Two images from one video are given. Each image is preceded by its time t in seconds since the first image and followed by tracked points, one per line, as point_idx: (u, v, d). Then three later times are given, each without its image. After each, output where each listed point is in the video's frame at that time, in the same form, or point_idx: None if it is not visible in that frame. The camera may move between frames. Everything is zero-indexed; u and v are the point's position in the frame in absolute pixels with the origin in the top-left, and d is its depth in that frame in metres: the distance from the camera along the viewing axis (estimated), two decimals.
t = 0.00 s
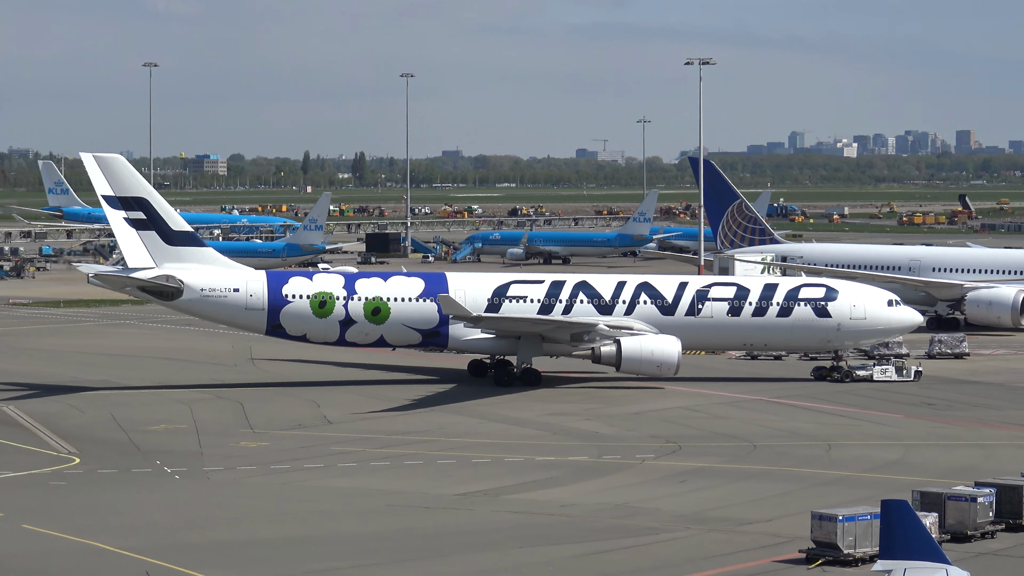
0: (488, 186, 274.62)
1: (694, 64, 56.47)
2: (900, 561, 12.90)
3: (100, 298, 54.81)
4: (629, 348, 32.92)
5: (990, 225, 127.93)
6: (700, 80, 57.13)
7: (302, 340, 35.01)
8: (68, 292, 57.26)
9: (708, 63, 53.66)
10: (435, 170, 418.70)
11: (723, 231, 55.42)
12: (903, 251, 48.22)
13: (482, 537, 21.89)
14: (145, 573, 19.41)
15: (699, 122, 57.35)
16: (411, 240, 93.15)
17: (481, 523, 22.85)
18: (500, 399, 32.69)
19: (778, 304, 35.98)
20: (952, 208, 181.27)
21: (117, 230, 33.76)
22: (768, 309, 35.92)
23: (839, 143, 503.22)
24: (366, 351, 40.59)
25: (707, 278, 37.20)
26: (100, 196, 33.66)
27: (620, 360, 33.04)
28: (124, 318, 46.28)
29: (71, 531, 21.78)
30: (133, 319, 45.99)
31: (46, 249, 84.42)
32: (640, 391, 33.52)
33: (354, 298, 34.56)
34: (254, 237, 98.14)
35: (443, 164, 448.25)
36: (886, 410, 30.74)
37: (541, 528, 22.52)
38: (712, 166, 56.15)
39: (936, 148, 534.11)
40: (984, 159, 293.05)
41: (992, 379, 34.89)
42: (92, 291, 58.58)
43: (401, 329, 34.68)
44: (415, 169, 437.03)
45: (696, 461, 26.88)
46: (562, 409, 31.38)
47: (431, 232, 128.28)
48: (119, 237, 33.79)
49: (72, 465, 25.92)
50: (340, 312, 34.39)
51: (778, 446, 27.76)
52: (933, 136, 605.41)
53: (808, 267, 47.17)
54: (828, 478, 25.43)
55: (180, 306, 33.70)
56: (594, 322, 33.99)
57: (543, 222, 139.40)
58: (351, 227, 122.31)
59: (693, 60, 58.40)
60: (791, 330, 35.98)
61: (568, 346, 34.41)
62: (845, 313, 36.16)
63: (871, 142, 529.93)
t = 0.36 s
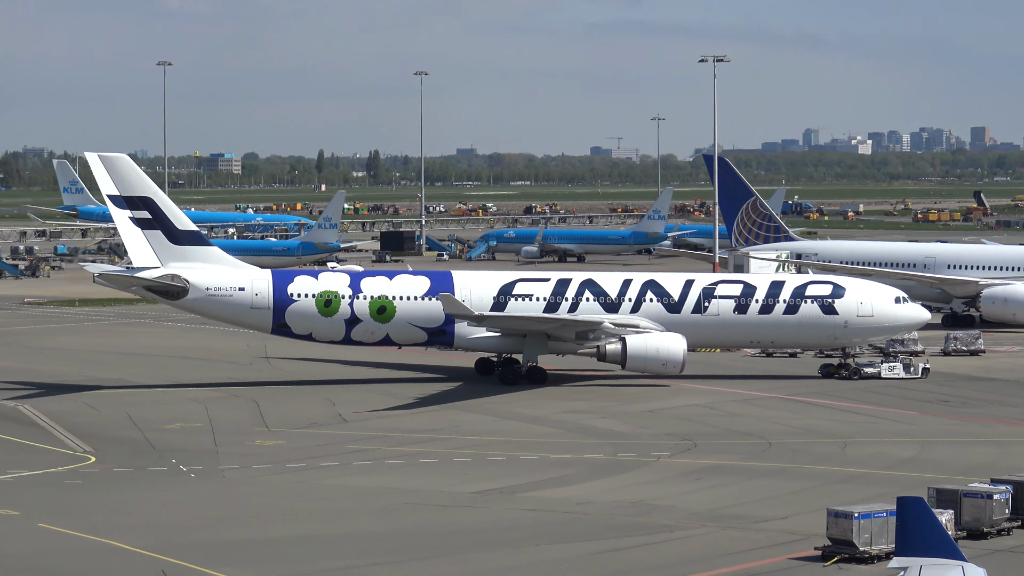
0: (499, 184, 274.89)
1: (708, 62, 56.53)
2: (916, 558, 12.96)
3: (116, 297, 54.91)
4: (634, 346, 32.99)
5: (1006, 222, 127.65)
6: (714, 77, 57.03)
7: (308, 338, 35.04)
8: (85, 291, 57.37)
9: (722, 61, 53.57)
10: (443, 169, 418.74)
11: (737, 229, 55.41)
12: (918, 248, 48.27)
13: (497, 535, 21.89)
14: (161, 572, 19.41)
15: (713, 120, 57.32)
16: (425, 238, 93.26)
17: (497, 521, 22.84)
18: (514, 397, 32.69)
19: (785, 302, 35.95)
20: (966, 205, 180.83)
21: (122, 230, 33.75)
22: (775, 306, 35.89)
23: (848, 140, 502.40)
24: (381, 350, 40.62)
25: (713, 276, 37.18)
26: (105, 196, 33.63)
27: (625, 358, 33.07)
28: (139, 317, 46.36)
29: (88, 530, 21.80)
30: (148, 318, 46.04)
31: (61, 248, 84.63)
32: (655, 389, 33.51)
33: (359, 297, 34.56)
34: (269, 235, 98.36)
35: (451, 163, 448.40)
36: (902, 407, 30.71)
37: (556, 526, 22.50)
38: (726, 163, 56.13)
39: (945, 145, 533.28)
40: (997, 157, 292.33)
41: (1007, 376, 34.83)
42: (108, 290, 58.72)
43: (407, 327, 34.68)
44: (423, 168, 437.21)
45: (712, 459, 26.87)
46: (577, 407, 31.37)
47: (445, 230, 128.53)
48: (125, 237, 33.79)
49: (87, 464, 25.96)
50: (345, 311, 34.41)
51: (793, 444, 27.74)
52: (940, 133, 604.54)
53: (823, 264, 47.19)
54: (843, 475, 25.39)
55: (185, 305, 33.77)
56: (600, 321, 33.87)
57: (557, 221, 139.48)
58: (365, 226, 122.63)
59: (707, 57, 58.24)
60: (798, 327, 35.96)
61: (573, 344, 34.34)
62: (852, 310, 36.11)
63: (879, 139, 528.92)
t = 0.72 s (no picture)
0: (511, 180, 274.89)
1: (725, 59, 56.39)
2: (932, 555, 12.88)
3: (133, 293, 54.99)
4: (640, 343, 33.17)
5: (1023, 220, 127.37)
6: (731, 74, 56.85)
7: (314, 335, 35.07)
8: (102, 288, 57.47)
9: (739, 58, 53.52)
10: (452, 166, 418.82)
11: (754, 226, 55.45)
12: (935, 246, 48.26)
13: (513, 532, 21.89)
14: (177, 568, 19.44)
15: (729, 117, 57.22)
16: (442, 236, 93.20)
17: (514, 518, 22.84)
18: (529, 394, 32.70)
19: (792, 299, 35.90)
20: (982, 202, 180.34)
21: (129, 227, 33.82)
22: (782, 304, 35.86)
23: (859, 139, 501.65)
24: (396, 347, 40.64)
25: (721, 273, 37.15)
26: (111, 193, 33.70)
27: (631, 355, 33.23)
28: (155, 313, 46.41)
29: (104, 526, 21.83)
30: (164, 315, 46.10)
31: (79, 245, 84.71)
32: (671, 386, 33.48)
33: (366, 294, 34.56)
34: (285, 232, 98.56)
35: (461, 161, 448.42)
36: (918, 405, 30.69)
37: (571, 523, 22.50)
38: (742, 161, 56.09)
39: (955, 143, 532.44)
40: (1011, 154, 291.66)
41: None
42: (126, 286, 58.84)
43: (413, 324, 34.70)
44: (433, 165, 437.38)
45: (728, 456, 26.85)
46: (593, 404, 31.38)
47: (461, 227, 128.62)
48: (132, 233, 33.86)
49: (103, 461, 25.99)
50: (352, 307, 34.40)
51: (809, 441, 27.71)
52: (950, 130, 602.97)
53: (839, 261, 47.18)
54: (859, 472, 25.37)
55: (193, 303, 33.79)
56: (606, 318, 33.81)
57: (572, 218, 139.47)
58: (381, 222, 122.75)
59: (725, 54, 57.96)
60: (806, 324, 35.93)
61: (580, 341, 34.32)
62: (860, 307, 36.06)
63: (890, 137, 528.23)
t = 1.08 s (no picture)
0: (523, 180, 274.76)
1: (740, 59, 56.38)
2: (947, 556, 12.91)
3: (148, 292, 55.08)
4: (645, 344, 33.06)
5: None
6: (746, 75, 56.79)
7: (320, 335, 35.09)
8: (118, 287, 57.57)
9: (753, 58, 53.49)
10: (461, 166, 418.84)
11: (769, 226, 55.47)
12: (950, 247, 48.20)
13: (528, 532, 21.88)
14: (192, 568, 19.45)
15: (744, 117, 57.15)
16: (457, 235, 93.31)
17: (528, 518, 22.84)
18: (544, 394, 32.73)
19: (799, 300, 35.88)
20: (997, 203, 179.77)
21: (134, 227, 33.84)
22: (789, 305, 35.84)
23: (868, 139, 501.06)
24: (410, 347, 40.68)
25: (727, 274, 37.09)
26: (117, 192, 33.63)
27: (636, 356, 33.13)
28: (170, 313, 46.47)
29: (119, 525, 21.86)
30: (179, 314, 46.15)
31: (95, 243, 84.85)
32: (685, 387, 33.48)
33: (371, 294, 34.60)
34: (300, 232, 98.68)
35: (470, 161, 448.55)
36: (933, 406, 30.66)
37: (586, 523, 22.51)
38: (758, 161, 56.06)
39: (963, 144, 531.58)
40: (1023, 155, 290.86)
41: None
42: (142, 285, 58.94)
43: (419, 324, 34.71)
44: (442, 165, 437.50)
45: (742, 457, 26.84)
46: (608, 405, 31.37)
47: (476, 227, 128.70)
48: (137, 233, 33.90)
49: (118, 460, 26.02)
50: (357, 307, 34.46)
51: (824, 442, 27.70)
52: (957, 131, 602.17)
53: (854, 262, 47.17)
54: (874, 473, 25.34)
55: (198, 302, 33.88)
56: (610, 318, 33.78)
57: (587, 218, 139.43)
58: (396, 222, 122.90)
59: (741, 54, 57.87)
60: (813, 325, 35.91)
61: (585, 342, 34.35)
62: (867, 308, 36.03)
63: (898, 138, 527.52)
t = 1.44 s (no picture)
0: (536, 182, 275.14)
1: (756, 62, 56.61)
2: (962, 560, 12.91)
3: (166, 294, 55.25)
4: (649, 347, 32.98)
5: None
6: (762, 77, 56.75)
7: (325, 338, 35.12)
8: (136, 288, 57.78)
9: (769, 62, 53.52)
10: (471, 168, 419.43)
11: (785, 229, 55.46)
12: (966, 250, 48.00)
13: (542, 535, 21.85)
14: (206, 569, 19.45)
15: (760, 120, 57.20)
16: (472, 238, 93.47)
17: (542, 521, 22.81)
18: (558, 397, 32.72)
19: (806, 303, 35.84)
20: (1013, 206, 179.44)
21: (140, 229, 33.83)
22: (796, 308, 35.79)
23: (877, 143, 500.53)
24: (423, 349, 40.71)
25: (734, 277, 37.09)
26: (123, 195, 33.77)
27: (641, 359, 33.06)
28: (186, 314, 46.59)
29: (134, 527, 21.89)
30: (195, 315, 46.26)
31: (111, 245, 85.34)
32: (700, 390, 33.46)
33: (376, 297, 34.63)
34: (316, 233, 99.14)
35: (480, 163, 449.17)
36: (948, 409, 30.61)
37: (600, 526, 22.47)
38: (774, 164, 56.02)
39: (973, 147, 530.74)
40: None
41: None
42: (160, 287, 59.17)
43: (425, 327, 34.70)
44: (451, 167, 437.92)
45: (757, 460, 26.81)
46: (622, 407, 31.36)
47: (491, 229, 128.96)
48: (143, 236, 33.86)
49: (133, 461, 26.07)
50: (363, 310, 34.47)
51: (839, 445, 27.66)
52: (972, 135, 601.69)
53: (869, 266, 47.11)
54: (890, 476, 25.31)
55: (204, 304, 33.82)
56: (615, 321, 33.67)
57: (602, 220, 139.69)
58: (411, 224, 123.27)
59: (757, 58, 57.90)
60: (820, 328, 35.87)
61: (590, 345, 34.26)
62: (874, 311, 35.96)
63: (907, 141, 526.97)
